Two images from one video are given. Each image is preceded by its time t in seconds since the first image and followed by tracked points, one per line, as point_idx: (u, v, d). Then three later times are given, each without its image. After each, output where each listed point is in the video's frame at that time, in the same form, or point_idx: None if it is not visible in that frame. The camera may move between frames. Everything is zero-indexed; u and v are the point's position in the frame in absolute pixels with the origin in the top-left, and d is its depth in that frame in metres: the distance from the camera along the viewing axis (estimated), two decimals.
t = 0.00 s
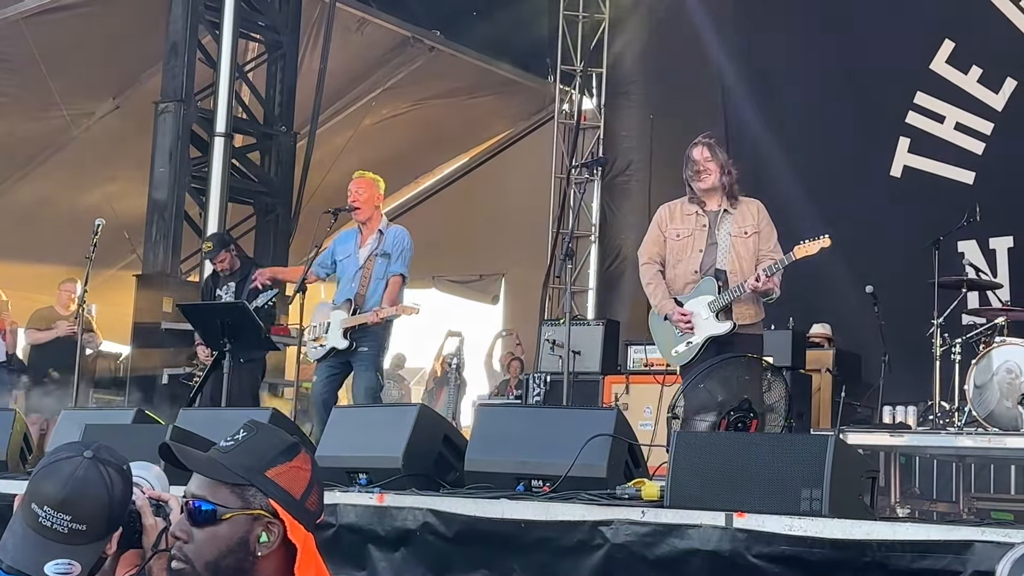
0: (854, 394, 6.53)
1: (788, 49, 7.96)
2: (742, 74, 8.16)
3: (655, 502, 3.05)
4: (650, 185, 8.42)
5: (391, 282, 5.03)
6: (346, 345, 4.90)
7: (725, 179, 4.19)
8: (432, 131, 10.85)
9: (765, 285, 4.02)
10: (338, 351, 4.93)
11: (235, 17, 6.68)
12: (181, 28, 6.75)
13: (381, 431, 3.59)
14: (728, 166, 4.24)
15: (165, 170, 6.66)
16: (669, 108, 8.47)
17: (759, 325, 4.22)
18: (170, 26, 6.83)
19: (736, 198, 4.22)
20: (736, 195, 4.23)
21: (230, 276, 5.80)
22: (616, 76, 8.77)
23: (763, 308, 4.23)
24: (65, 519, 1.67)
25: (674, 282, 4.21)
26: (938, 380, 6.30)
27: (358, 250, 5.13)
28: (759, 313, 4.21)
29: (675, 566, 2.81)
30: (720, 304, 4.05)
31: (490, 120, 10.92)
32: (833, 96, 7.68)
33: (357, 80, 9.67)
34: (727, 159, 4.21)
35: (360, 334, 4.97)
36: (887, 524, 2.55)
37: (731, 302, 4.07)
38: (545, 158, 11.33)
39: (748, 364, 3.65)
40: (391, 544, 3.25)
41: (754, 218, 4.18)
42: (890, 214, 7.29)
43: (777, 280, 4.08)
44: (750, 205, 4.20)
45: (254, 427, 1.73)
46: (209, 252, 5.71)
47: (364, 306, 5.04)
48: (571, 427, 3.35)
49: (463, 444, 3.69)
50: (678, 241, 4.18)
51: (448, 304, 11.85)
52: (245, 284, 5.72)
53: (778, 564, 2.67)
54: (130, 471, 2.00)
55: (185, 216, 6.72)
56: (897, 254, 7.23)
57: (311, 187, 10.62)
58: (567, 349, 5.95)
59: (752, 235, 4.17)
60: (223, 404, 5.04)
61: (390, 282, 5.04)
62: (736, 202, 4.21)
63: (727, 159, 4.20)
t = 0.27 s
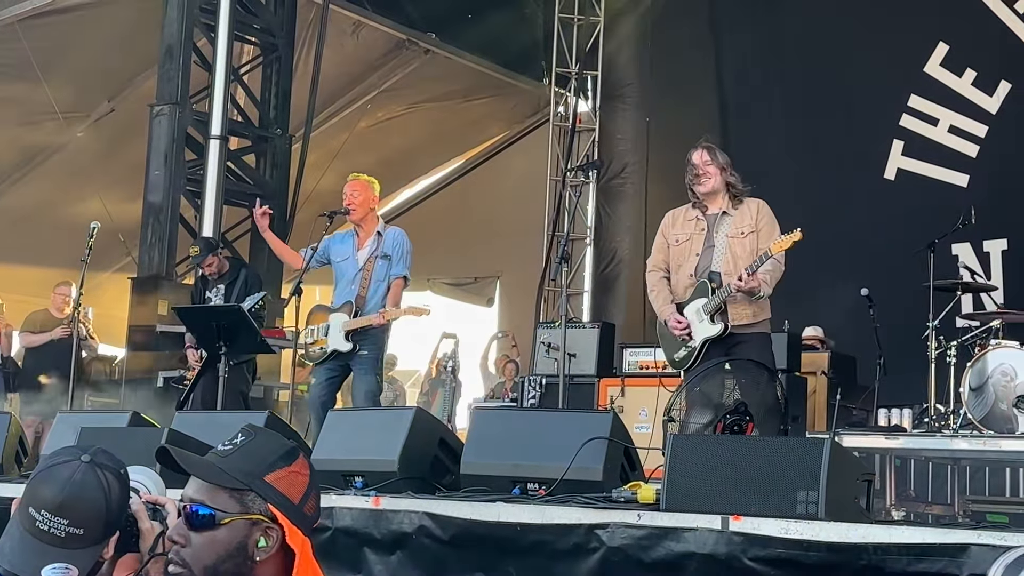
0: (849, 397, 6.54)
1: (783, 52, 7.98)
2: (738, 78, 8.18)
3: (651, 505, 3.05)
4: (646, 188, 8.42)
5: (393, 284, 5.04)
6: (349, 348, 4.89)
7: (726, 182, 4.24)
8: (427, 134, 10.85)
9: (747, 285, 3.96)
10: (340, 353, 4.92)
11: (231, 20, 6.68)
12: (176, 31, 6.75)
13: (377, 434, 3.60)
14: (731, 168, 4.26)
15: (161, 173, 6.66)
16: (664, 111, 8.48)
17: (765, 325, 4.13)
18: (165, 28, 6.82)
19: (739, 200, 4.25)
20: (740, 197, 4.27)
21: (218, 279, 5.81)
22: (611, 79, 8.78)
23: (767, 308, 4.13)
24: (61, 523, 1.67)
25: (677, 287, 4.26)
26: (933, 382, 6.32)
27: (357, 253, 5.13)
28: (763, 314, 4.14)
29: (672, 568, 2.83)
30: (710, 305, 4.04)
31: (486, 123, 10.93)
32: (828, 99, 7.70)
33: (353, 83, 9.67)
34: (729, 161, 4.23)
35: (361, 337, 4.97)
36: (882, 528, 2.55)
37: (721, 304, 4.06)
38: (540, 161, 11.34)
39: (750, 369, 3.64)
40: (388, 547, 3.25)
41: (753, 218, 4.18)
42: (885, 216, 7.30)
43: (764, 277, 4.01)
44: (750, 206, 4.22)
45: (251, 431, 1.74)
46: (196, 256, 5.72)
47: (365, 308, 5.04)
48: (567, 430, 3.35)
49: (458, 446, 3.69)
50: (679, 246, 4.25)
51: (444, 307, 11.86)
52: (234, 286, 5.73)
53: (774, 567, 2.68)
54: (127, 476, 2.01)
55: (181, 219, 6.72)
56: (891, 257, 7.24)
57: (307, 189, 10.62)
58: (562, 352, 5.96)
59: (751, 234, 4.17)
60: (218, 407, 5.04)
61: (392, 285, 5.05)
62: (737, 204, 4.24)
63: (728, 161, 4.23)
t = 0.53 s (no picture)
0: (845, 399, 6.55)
1: (778, 56, 7.99)
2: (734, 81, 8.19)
3: (647, 508, 3.05)
4: (642, 192, 8.43)
5: (392, 286, 5.07)
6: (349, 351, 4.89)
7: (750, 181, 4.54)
8: (424, 137, 10.85)
9: (728, 284, 4.20)
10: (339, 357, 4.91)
11: (226, 23, 6.68)
12: (172, 33, 6.74)
13: (372, 437, 3.59)
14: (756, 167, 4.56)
15: (156, 176, 6.65)
16: (660, 115, 8.48)
17: (774, 327, 4.32)
18: (161, 32, 6.82)
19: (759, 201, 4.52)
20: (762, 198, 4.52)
21: (205, 279, 5.83)
22: (607, 82, 8.78)
23: (775, 308, 4.31)
24: (56, 526, 1.67)
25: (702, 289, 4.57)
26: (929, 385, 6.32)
27: (353, 256, 5.13)
28: (770, 313, 4.32)
29: (668, 572, 2.81)
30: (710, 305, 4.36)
31: (481, 127, 10.93)
32: (823, 102, 7.71)
33: (349, 86, 9.67)
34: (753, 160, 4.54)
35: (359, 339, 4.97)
36: (879, 530, 2.55)
37: (719, 303, 4.34)
38: (535, 164, 11.34)
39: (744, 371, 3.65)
40: (383, 551, 3.25)
41: (764, 218, 4.43)
42: (881, 219, 7.30)
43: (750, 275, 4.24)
44: (766, 205, 4.46)
45: (248, 434, 1.73)
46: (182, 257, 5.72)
47: (364, 311, 5.05)
48: (562, 433, 3.35)
49: (454, 449, 3.69)
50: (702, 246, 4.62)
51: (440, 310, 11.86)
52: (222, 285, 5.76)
53: (770, 570, 2.67)
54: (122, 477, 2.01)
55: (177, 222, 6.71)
56: (887, 259, 7.24)
57: (303, 193, 10.63)
58: (558, 355, 5.96)
59: (762, 233, 4.42)
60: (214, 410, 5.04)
61: (391, 287, 5.08)
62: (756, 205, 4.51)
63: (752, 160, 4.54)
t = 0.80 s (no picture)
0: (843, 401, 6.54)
1: (776, 59, 8.00)
2: (732, 83, 8.20)
3: (644, 509, 3.05)
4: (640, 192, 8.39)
5: (388, 288, 5.08)
6: (345, 352, 4.89)
7: (781, 177, 4.18)
8: (422, 138, 10.84)
9: (724, 280, 3.84)
10: (336, 358, 4.90)
11: (224, 24, 6.67)
12: (170, 35, 6.73)
13: (369, 438, 3.59)
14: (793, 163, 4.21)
15: (154, 177, 6.63)
16: (658, 117, 8.48)
17: (790, 329, 3.90)
18: (158, 33, 6.81)
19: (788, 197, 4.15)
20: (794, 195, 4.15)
21: (190, 279, 5.87)
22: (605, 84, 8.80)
23: (791, 308, 3.90)
24: (48, 526, 1.66)
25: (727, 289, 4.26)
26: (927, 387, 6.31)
27: (350, 257, 5.13)
28: (784, 314, 3.90)
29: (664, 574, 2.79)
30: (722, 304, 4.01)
31: (479, 128, 10.92)
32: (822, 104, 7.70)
33: (347, 88, 9.66)
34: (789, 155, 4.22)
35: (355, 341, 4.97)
36: (876, 531, 2.55)
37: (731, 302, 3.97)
38: (534, 166, 11.34)
39: (742, 374, 3.63)
40: (379, 552, 3.25)
41: (784, 214, 4.06)
42: (879, 221, 7.30)
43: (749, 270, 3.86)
44: (790, 202, 4.09)
45: (241, 432, 1.71)
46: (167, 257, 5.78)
47: (361, 312, 5.05)
48: (560, 433, 3.35)
49: (451, 450, 3.69)
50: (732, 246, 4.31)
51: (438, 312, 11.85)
52: (208, 284, 5.82)
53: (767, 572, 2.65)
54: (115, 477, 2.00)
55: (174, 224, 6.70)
56: (886, 261, 7.23)
57: (301, 195, 10.62)
58: (556, 356, 5.95)
59: (781, 231, 4.05)
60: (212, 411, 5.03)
61: (387, 289, 5.09)
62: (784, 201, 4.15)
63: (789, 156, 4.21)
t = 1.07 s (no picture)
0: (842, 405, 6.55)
1: (775, 64, 8.01)
2: (732, 87, 8.21)
3: (644, 514, 3.04)
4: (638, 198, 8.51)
5: (387, 292, 5.07)
6: (343, 356, 4.90)
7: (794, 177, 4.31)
8: (421, 142, 10.85)
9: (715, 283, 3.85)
10: (335, 362, 4.92)
11: (224, 27, 6.67)
12: (170, 38, 6.74)
13: (368, 442, 3.59)
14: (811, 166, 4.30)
15: (154, 180, 6.64)
16: (658, 121, 8.50)
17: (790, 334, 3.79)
18: (158, 36, 6.81)
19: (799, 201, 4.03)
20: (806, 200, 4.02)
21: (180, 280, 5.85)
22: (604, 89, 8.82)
23: (790, 312, 3.80)
24: (46, 531, 1.69)
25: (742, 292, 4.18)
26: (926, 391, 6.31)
27: (349, 261, 5.12)
28: (782, 319, 3.81)
29: None
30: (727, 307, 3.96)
31: (478, 132, 10.93)
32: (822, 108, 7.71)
33: (347, 91, 9.66)
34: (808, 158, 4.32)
35: (354, 345, 4.97)
36: (875, 537, 2.54)
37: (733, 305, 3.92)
38: (533, 170, 11.36)
39: (736, 380, 3.70)
40: (378, 556, 3.24)
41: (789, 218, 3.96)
42: (878, 225, 7.31)
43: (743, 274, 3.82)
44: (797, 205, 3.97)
45: (241, 438, 1.72)
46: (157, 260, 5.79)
47: (360, 316, 5.05)
48: (559, 437, 3.35)
49: (450, 454, 3.69)
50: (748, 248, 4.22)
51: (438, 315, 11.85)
52: (198, 286, 5.75)
53: None
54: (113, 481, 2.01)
55: (174, 227, 6.70)
56: (885, 265, 7.24)
57: (301, 198, 10.63)
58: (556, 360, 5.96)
59: (785, 235, 3.94)
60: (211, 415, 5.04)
61: (386, 292, 5.08)
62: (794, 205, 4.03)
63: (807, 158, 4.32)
